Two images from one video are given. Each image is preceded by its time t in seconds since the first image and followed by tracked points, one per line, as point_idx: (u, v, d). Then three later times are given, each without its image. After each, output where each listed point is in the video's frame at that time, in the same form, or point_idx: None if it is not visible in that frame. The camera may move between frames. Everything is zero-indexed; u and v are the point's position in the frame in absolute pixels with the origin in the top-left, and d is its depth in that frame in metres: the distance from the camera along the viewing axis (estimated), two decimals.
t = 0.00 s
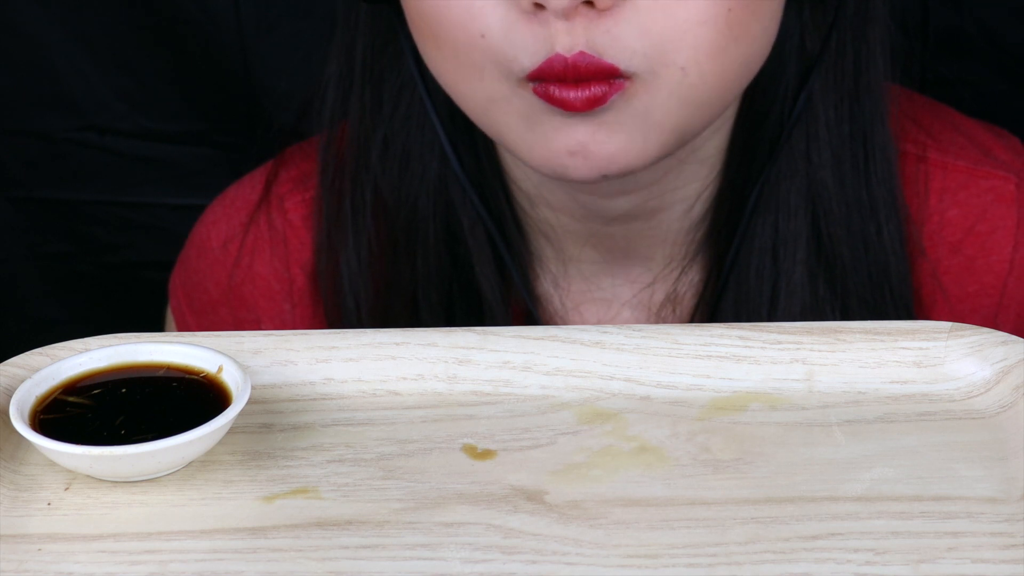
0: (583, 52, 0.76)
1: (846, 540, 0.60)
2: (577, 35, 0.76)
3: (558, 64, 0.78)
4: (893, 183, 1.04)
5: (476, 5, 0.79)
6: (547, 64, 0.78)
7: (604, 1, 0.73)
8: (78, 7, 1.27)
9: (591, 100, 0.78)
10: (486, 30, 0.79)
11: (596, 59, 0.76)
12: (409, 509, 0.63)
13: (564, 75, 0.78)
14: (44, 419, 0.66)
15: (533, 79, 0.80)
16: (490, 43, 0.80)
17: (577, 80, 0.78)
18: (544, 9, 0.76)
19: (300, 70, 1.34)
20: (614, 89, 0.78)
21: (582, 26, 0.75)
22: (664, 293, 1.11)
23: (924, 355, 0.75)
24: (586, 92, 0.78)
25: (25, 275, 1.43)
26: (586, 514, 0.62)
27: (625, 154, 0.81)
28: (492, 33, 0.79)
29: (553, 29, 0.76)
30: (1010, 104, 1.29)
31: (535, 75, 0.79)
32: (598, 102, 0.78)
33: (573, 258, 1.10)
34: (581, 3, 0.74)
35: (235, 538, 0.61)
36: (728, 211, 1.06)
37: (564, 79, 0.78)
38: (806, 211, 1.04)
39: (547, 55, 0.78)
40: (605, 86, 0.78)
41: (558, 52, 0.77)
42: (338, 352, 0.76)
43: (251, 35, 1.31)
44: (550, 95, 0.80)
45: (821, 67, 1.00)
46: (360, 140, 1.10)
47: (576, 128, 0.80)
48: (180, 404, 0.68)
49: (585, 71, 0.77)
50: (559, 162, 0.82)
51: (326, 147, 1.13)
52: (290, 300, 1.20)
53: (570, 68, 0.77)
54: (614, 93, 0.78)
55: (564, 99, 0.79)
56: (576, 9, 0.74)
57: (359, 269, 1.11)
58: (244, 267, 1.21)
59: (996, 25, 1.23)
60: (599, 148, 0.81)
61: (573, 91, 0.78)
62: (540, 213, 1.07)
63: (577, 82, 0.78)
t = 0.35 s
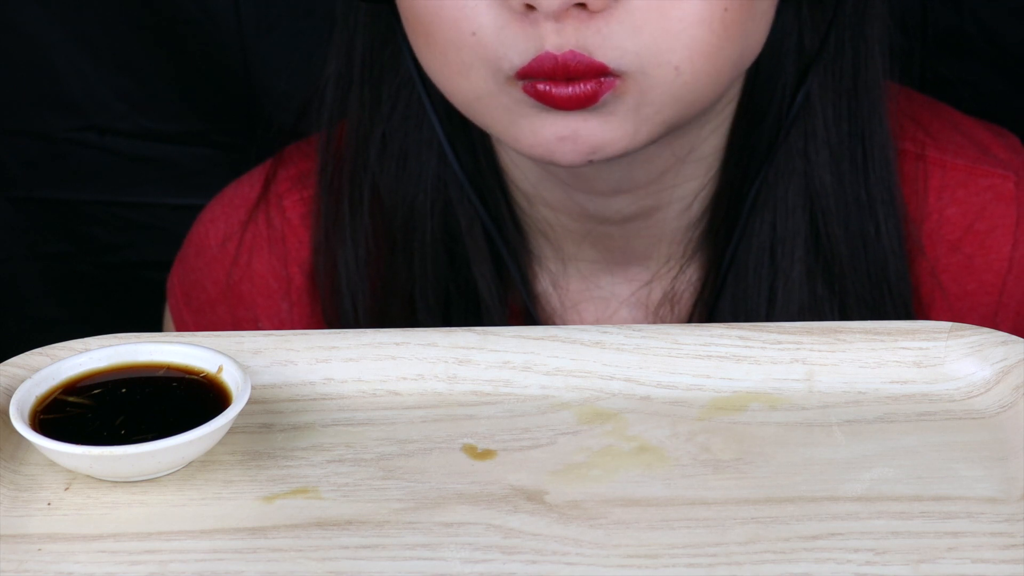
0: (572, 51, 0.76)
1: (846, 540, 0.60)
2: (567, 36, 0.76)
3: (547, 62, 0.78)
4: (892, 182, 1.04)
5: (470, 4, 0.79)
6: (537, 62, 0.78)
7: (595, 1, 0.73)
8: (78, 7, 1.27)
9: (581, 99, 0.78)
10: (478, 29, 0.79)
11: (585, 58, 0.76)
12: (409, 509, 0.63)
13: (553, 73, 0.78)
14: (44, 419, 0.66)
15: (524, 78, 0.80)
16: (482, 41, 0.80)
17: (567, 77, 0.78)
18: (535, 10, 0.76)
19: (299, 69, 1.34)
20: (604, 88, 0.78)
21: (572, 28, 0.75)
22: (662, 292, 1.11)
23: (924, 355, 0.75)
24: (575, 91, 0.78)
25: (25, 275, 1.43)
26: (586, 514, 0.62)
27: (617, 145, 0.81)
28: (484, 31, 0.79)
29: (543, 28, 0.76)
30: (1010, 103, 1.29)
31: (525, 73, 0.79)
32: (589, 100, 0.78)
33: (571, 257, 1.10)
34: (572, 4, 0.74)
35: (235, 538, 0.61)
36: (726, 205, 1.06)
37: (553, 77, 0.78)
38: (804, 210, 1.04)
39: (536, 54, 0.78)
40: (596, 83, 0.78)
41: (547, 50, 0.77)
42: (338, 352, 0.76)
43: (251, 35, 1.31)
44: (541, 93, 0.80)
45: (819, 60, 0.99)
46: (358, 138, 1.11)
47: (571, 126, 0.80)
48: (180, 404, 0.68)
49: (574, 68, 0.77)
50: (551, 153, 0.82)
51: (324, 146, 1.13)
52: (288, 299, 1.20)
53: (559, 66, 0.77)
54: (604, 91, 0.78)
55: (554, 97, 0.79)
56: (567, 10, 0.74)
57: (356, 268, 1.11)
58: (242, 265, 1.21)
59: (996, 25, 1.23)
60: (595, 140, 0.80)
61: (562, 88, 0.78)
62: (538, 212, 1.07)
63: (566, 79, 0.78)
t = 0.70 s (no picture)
0: (574, 50, 0.76)
1: (846, 540, 0.60)
2: (569, 36, 0.76)
3: (549, 63, 0.78)
4: (889, 182, 1.04)
5: (467, 6, 0.79)
6: (539, 63, 0.78)
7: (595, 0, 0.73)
8: (78, 7, 1.28)
9: (586, 98, 0.78)
10: (477, 31, 0.80)
11: (588, 57, 0.76)
12: (409, 509, 0.63)
13: (556, 73, 0.78)
14: (44, 419, 0.66)
15: (526, 79, 0.80)
16: (481, 42, 0.80)
17: (570, 77, 0.78)
18: (535, 11, 0.76)
19: (299, 69, 1.34)
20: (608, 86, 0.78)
21: (574, 27, 0.75)
22: (660, 293, 1.11)
23: (924, 355, 0.75)
24: (581, 90, 0.78)
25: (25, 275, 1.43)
26: (586, 514, 0.62)
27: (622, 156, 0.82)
28: (483, 33, 0.79)
29: (543, 29, 0.76)
30: (1010, 103, 1.29)
31: (528, 74, 0.79)
32: (594, 98, 0.79)
33: (569, 258, 1.10)
34: (572, 4, 0.74)
35: (235, 538, 0.61)
36: (723, 211, 1.06)
37: (557, 78, 0.78)
38: (802, 212, 1.04)
39: (538, 54, 0.78)
40: (599, 81, 0.78)
41: (549, 50, 0.77)
42: (338, 352, 0.76)
43: (251, 35, 1.31)
44: (544, 94, 0.80)
45: (816, 65, 1.00)
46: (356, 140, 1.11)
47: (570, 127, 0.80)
48: (180, 404, 0.68)
49: (576, 68, 0.77)
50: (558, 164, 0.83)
51: (322, 148, 1.13)
52: (285, 300, 1.21)
53: (562, 66, 0.77)
54: (608, 89, 0.78)
55: (558, 97, 0.79)
56: (567, 10, 0.74)
57: (354, 270, 1.11)
58: (240, 267, 1.21)
59: (996, 25, 1.23)
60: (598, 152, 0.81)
61: (566, 87, 0.78)
62: (536, 214, 1.07)
63: (569, 79, 0.78)
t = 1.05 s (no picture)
0: (563, 66, 0.76)
1: (846, 540, 0.60)
2: (561, 48, 0.76)
3: (540, 75, 0.78)
4: (894, 184, 1.03)
5: (471, 8, 0.79)
6: (532, 73, 0.79)
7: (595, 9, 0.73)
8: (78, 7, 1.28)
9: (571, 113, 0.79)
10: (481, 33, 0.79)
11: (577, 74, 0.76)
12: (409, 509, 0.63)
13: (547, 84, 0.78)
14: (44, 419, 0.66)
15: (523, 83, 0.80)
16: (485, 46, 0.79)
17: (559, 91, 0.78)
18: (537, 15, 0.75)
19: (299, 70, 1.34)
20: (594, 105, 0.79)
21: (567, 40, 0.75)
22: (664, 293, 1.11)
23: (924, 355, 0.75)
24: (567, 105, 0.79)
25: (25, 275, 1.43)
26: (586, 514, 0.62)
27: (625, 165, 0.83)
28: (487, 35, 0.79)
29: (543, 35, 0.76)
30: (1011, 103, 1.29)
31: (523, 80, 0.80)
32: (579, 115, 0.79)
33: (572, 259, 1.10)
34: (573, 11, 0.73)
35: (235, 538, 0.61)
36: (727, 213, 1.07)
37: (548, 88, 0.79)
38: (806, 213, 1.04)
39: (532, 64, 0.78)
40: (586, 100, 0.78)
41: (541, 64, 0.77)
42: (338, 352, 0.76)
43: (250, 35, 1.31)
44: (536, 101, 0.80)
45: (821, 66, 0.99)
46: (359, 141, 1.11)
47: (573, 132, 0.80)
48: (181, 404, 0.68)
49: (566, 83, 0.77)
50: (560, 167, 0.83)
51: (327, 148, 1.14)
52: (289, 300, 1.20)
53: (551, 80, 0.78)
54: (594, 109, 0.79)
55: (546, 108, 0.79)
56: (567, 17, 0.74)
57: (359, 270, 1.12)
58: (244, 266, 1.21)
59: (997, 25, 1.23)
60: (598, 160, 0.82)
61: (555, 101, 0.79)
62: (540, 215, 1.07)
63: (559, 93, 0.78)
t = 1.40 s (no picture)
0: (582, 56, 0.76)
1: (846, 540, 0.60)
2: (577, 41, 0.76)
3: (556, 68, 0.78)
4: (896, 184, 1.04)
5: (480, 8, 0.79)
6: (547, 68, 0.78)
7: (608, 8, 0.73)
8: (79, 7, 1.28)
9: (591, 104, 0.79)
10: (489, 33, 0.79)
11: (595, 64, 0.76)
12: (409, 509, 0.63)
13: (563, 78, 0.78)
14: (44, 419, 0.66)
15: (534, 82, 0.80)
16: (494, 46, 0.80)
17: (577, 83, 0.78)
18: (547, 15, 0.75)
19: (300, 69, 1.34)
20: (614, 93, 0.78)
21: (582, 32, 0.75)
22: (667, 294, 1.11)
23: (924, 355, 0.75)
24: (586, 96, 0.78)
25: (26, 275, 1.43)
26: (585, 514, 0.62)
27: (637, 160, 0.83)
28: (495, 35, 0.79)
29: (554, 33, 0.76)
30: (1012, 104, 1.29)
31: (537, 78, 0.79)
32: (599, 105, 0.79)
33: (574, 259, 1.10)
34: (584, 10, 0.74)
35: (235, 538, 0.61)
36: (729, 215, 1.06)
37: (564, 83, 0.78)
38: (809, 213, 1.04)
39: (547, 59, 0.78)
40: (607, 89, 0.78)
41: (557, 55, 0.77)
42: (338, 352, 0.76)
43: (251, 35, 1.31)
44: (551, 98, 0.80)
45: (825, 68, 1.00)
46: (361, 141, 1.11)
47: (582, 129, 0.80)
48: (181, 404, 0.68)
49: (584, 73, 0.77)
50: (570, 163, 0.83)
51: (329, 148, 1.14)
52: (292, 300, 1.20)
53: (569, 71, 0.77)
54: (615, 97, 0.78)
55: (564, 103, 0.79)
56: (579, 16, 0.74)
57: (361, 270, 1.11)
58: (246, 267, 1.21)
59: (997, 25, 1.23)
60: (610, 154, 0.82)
61: (573, 94, 0.78)
62: (543, 214, 1.07)
63: (577, 85, 0.78)
